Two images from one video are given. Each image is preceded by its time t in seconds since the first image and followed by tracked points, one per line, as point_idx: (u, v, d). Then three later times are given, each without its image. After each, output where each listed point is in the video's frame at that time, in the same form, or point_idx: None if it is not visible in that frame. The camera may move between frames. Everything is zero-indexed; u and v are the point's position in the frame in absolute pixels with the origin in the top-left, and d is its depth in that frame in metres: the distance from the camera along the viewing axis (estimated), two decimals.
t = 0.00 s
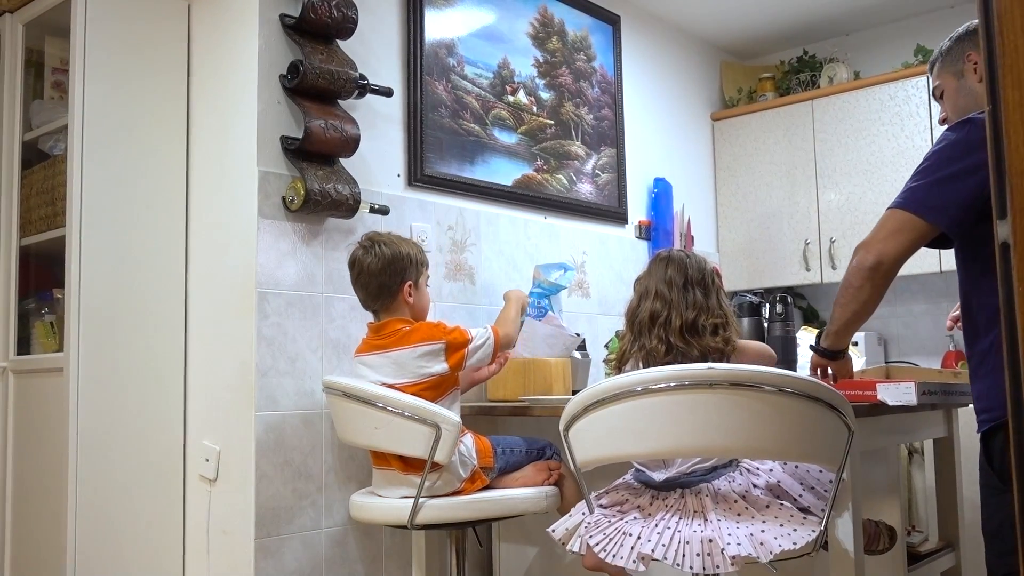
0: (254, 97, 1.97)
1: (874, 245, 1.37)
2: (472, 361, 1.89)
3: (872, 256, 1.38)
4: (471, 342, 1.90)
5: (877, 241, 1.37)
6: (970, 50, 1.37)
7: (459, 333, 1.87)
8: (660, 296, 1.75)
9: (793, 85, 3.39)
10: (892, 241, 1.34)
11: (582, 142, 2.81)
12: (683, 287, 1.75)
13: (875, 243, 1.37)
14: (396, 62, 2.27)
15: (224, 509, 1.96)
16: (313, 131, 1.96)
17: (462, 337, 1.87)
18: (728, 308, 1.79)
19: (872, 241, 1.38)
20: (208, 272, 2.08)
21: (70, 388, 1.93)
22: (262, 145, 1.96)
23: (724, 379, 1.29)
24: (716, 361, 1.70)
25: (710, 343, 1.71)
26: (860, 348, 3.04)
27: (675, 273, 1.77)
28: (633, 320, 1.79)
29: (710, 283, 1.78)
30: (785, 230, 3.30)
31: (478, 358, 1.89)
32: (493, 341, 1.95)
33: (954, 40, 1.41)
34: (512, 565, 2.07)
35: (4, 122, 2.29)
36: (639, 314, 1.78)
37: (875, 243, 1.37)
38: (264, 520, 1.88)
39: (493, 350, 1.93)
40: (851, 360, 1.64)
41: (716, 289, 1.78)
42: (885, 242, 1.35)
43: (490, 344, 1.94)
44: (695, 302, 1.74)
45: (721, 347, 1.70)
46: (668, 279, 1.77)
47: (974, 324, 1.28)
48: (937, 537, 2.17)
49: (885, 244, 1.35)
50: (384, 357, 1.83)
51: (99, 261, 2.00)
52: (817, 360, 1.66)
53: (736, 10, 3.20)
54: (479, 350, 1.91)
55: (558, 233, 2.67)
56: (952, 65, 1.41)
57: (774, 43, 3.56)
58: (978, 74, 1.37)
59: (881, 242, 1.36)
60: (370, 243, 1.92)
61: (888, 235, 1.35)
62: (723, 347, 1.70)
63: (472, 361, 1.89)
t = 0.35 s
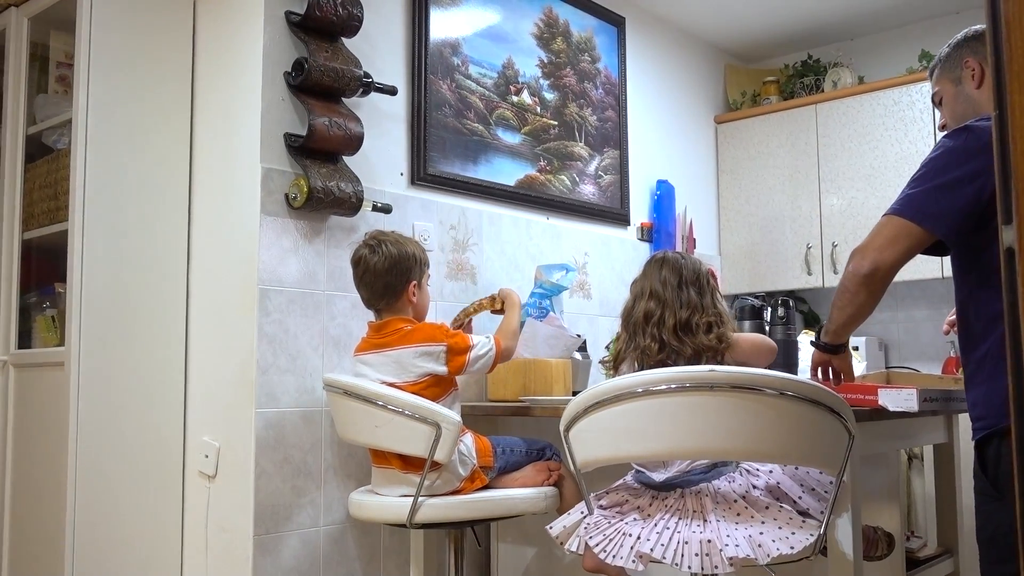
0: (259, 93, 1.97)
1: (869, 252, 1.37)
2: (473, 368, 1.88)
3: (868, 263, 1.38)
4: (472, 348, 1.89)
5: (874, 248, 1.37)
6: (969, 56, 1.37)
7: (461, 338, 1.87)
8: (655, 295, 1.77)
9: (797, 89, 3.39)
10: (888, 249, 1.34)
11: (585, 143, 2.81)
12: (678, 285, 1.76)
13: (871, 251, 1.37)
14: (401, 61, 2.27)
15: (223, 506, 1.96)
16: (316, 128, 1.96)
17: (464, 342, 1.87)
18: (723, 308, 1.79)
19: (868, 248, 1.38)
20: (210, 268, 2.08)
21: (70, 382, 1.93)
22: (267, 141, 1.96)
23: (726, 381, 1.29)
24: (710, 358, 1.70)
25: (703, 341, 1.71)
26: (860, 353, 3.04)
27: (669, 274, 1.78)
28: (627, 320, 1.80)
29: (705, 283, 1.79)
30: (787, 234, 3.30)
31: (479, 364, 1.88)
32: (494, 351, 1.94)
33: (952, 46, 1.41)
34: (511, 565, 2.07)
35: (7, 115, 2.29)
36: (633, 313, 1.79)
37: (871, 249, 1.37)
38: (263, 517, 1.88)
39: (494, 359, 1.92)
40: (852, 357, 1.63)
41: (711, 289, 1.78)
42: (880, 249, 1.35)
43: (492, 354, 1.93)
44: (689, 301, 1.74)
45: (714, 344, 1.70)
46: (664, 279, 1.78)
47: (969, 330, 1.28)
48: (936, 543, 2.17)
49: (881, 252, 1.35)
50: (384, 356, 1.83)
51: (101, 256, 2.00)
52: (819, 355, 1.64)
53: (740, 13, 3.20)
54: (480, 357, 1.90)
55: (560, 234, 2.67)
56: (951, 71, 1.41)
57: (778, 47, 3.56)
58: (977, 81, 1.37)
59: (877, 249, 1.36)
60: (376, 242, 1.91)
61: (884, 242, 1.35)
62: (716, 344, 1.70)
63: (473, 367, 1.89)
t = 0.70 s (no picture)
0: (243, 93, 1.96)
1: (850, 247, 1.35)
2: (458, 367, 1.88)
3: (849, 256, 1.36)
4: (457, 349, 1.89)
5: (855, 241, 1.35)
6: (953, 52, 1.37)
7: (447, 338, 1.87)
8: (637, 292, 1.78)
9: (782, 86, 3.40)
10: (869, 243, 1.33)
11: (571, 141, 2.81)
12: (659, 282, 1.78)
13: (852, 245, 1.35)
14: (386, 59, 2.27)
15: (210, 508, 1.95)
16: (301, 128, 1.95)
17: (450, 341, 1.87)
18: (706, 305, 1.79)
19: (849, 241, 1.36)
20: (195, 269, 2.08)
21: (55, 385, 1.92)
22: (252, 141, 1.95)
23: (712, 378, 1.29)
24: (692, 351, 1.70)
25: (684, 335, 1.71)
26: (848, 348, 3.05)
27: (650, 271, 1.79)
28: (610, 318, 1.80)
29: (687, 280, 1.80)
30: (774, 230, 3.31)
31: (464, 363, 1.88)
32: (478, 352, 1.95)
33: (937, 41, 1.41)
34: (500, 564, 2.07)
35: None
36: (616, 311, 1.80)
37: (852, 242, 1.36)
38: (251, 519, 1.87)
39: (478, 360, 1.92)
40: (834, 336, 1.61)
41: (693, 285, 1.79)
42: (861, 243, 1.34)
43: (476, 355, 1.94)
44: (671, 297, 1.75)
45: (695, 338, 1.69)
46: (646, 277, 1.79)
47: (951, 325, 1.29)
48: (923, 536, 2.18)
49: (862, 246, 1.34)
50: (370, 356, 1.83)
51: (85, 258, 1.99)
52: (801, 333, 1.62)
53: (726, 10, 3.20)
54: (465, 357, 1.90)
55: (547, 232, 2.67)
56: (935, 66, 1.41)
57: (764, 44, 3.57)
58: (961, 77, 1.38)
59: (858, 243, 1.34)
60: (367, 243, 1.91)
61: (865, 236, 1.33)
62: (698, 337, 1.70)
63: (461, 366, 1.89)
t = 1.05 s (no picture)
0: (227, 84, 1.95)
1: (839, 235, 1.31)
2: (442, 352, 1.90)
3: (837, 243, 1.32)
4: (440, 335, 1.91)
5: (843, 229, 1.31)
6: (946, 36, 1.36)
7: (431, 325, 1.89)
8: (626, 282, 1.78)
9: (769, 76, 3.40)
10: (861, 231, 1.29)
11: (558, 132, 2.81)
12: (648, 272, 1.77)
13: (840, 233, 1.31)
14: (371, 50, 2.26)
15: (197, 501, 1.95)
16: (286, 119, 1.94)
17: (433, 328, 1.89)
18: (695, 296, 1.80)
19: (838, 230, 1.31)
20: (180, 261, 2.07)
21: (40, 379, 1.91)
22: (236, 132, 1.94)
23: (698, 368, 1.29)
24: (680, 340, 1.70)
25: (673, 325, 1.71)
26: (835, 338, 3.06)
27: (639, 262, 1.80)
28: (599, 308, 1.80)
29: (676, 272, 1.80)
30: (760, 220, 3.32)
31: (448, 348, 1.91)
32: (460, 335, 1.97)
33: (934, 26, 1.40)
34: (488, 555, 2.08)
35: None
36: (605, 301, 1.80)
37: (840, 229, 1.31)
38: (238, 511, 1.87)
39: (461, 344, 1.95)
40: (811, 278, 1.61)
41: (682, 277, 1.80)
42: (850, 232, 1.30)
43: (459, 339, 1.96)
44: (659, 287, 1.75)
45: (685, 328, 1.70)
46: (635, 267, 1.79)
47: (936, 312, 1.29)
48: (908, 523, 2.20)
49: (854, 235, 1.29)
50: (355, 348, 1.83)
51: (70, 251, 1.98)
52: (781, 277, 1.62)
53: None
54: (448, 342, 1.93)
55: (534, 223, 2.66)
56: (929, 51, 1.40)
57: (750, 34, 3.57)
58: (951, 62, 1.37)
59: (848, 232, 1.30)
60: (347, 239, 1.89)
61: (853, 223, 1.30)
62: (687, 327, 1.70)
63: (445, 351, 1.91)
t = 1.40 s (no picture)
0: (214, 77, 1.94)
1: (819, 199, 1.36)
2: (428, 345, 1.92)
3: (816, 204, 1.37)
4: (426, 327, 1.92)
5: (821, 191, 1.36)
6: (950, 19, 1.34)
7: (416, 317, 1.89)
8: (615, 278, 1.78)
9: (757, 70, 3.40)
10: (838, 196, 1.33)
11: (546, 126, 2.80)
12: (638, 268, 1.78)
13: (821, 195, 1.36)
14: (359, 43, 2.25)
15: (185, 496, 1.94)
16: (273, 113, 1.93)
17: (420, 320, 1.89)
18: (684, 293, 1.80)
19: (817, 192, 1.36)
20: (168, 256, 2.06)
21: (26, 374, 1.89)
22: (223, 127, 1.93)
23: (687, 362, 1.29)
24: (669, 336, 1.70)
25: (662, 321, 1.71)
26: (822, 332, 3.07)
27: (629, 257, 1.80)
28: (588, 302, 1.80)
29: (667, 268, 1.81)
30: (748, 215, 3.32)
31: (434, 341, 1.92)
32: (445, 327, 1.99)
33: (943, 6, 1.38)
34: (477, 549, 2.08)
35: None
36: (594, 295, 1.80)
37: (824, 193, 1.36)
38: (226, 506, 1.87)
39: (446, 334, 1.97)
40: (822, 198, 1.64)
41: (672, 273, 1.80)
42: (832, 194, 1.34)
43: (444, 330, 1.97)
44: (648, 283, 1.76)
45: (673, 326, 1.70)
46: (625, 262, 1.79)
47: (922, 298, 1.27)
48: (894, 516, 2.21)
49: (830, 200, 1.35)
50: (341, 343, 1.82)
51: (56, 245, 1.96)
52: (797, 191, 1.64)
53: None
54: (434, 333, 1.94)
55: (523, 218, 2.66)
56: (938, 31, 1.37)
57: (738, 28, 3.57)
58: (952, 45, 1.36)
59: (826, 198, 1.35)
60: (326, 237, 1.88)
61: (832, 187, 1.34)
62: (677, 324, 1.70)
63: (431, 343, 1.93)
